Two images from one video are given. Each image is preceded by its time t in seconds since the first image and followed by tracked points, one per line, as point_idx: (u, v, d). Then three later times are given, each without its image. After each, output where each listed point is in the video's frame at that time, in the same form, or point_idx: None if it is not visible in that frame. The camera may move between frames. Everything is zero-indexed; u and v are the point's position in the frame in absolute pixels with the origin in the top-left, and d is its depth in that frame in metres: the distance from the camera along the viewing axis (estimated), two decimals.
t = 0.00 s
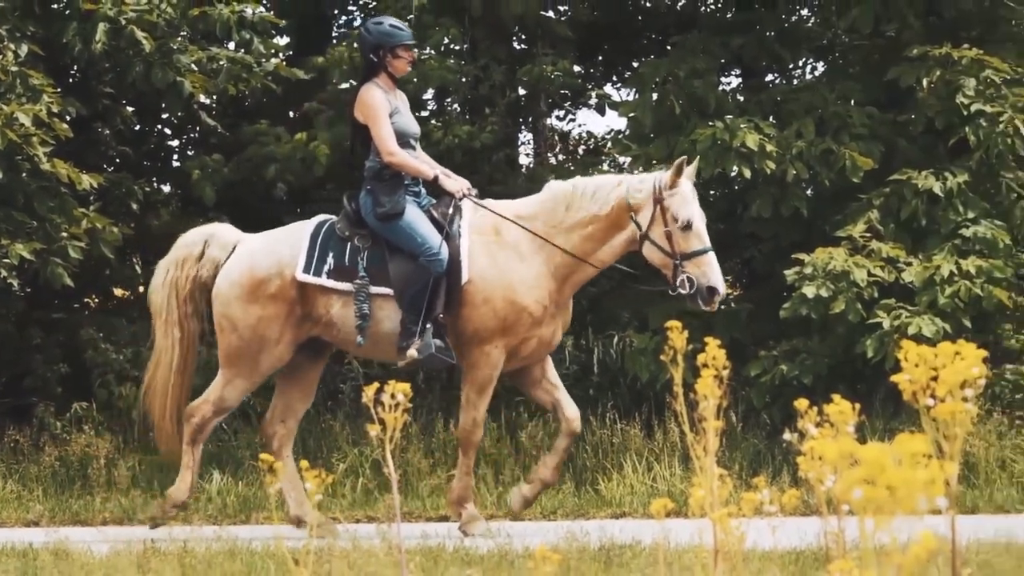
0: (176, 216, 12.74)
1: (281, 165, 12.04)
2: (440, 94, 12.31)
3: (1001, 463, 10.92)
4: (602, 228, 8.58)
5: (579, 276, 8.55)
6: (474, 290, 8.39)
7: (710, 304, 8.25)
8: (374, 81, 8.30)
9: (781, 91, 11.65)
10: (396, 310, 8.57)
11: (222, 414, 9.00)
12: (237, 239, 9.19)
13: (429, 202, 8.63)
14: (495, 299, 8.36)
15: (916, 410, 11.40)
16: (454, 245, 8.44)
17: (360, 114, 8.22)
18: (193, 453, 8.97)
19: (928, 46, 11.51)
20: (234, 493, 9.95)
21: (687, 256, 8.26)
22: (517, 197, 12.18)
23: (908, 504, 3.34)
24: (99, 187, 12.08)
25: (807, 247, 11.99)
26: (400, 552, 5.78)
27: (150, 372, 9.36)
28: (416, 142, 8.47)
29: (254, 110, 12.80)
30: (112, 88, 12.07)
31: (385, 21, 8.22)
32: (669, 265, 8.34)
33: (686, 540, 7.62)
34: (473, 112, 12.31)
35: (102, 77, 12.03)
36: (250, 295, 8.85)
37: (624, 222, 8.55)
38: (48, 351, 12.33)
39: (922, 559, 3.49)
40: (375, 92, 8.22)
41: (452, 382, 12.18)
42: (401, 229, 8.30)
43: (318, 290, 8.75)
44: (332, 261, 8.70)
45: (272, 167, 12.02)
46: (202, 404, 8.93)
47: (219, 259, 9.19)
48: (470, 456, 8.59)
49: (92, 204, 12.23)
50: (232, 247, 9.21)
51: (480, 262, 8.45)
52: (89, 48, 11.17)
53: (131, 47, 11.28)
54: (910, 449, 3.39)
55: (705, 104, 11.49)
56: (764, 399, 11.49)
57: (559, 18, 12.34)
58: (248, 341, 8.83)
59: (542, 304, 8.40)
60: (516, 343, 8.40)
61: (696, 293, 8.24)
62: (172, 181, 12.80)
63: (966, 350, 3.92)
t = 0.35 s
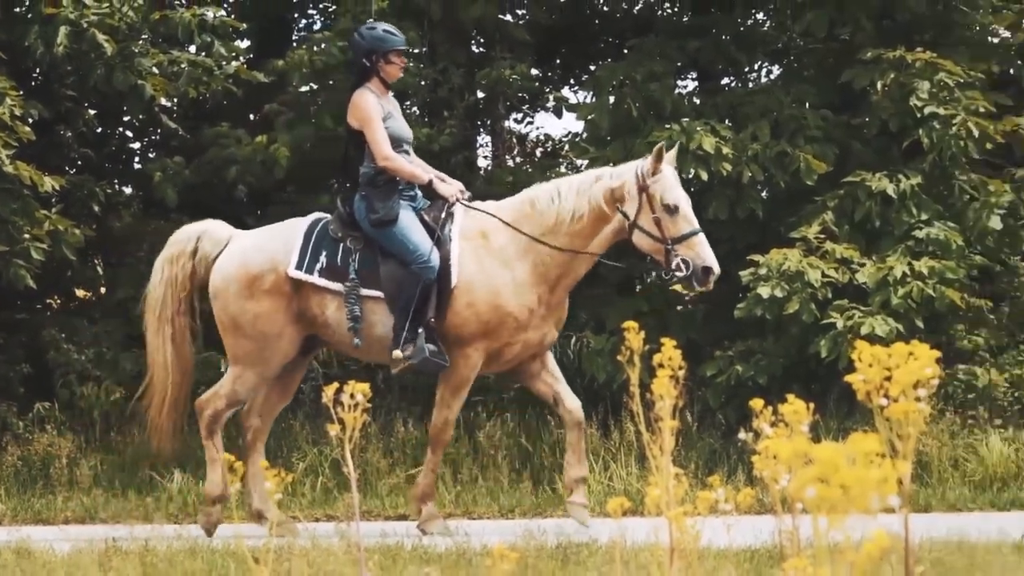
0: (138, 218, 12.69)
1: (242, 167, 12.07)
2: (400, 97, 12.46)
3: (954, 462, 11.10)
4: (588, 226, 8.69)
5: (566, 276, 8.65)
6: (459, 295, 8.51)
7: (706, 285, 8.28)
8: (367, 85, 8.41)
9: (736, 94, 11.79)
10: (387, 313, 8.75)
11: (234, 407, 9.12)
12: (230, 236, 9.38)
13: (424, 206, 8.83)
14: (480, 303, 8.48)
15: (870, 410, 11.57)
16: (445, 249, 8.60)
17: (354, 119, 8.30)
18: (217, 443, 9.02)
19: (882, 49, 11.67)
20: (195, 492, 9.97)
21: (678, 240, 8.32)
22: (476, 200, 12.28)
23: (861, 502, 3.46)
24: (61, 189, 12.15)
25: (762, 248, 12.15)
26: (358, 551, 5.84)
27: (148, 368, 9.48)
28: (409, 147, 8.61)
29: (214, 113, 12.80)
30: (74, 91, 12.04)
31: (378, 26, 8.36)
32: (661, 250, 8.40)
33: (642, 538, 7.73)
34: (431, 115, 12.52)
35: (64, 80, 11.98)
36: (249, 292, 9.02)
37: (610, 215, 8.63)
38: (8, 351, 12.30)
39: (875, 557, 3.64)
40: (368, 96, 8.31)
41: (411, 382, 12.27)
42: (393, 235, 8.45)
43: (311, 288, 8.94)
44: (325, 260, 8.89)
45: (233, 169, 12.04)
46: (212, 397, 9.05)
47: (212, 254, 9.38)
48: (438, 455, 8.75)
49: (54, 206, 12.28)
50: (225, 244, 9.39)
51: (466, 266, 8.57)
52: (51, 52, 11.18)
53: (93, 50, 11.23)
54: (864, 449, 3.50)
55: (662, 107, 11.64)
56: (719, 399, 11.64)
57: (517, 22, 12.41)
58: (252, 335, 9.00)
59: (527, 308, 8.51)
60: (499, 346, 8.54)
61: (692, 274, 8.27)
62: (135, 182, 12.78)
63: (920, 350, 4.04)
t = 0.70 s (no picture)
0: (95, 220, 12.80)
1: (196, 171, 12.21)
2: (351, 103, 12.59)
3: (896, 461, 11.32)
4: (570, 224, 8.84)
5: (550, 272, 8.75)
6: (444, 297, 8.60)
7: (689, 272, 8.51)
8: (353, 87, 8.53)
9: (681, 100, 12.03)
10: (374, 310, 8.87)
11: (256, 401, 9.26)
12: (222, 233, 9.62)
13: (415, 206, 8.94)
14: (465, 304, 8.57)
15: (813, 409, 11.80)
16: (433, 251, 8.71)
17: (343, 121, 8.44)
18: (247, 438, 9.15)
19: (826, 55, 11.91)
20: (152, 490, 10.03)
21: (662, 230, 8.54)
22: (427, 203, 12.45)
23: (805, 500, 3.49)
24: (18, 194, 12.07)
25: (708, 251, 12.41)
26: (312, 548, 5.98)
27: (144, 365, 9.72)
28: (397, 148, 8.75)
29: (170, 117, 12.96)
30: (31, 96, 12.02)
31: (369, 30, 8.46)
32: (644, 241, 8.60)
33: (589, 535, 7.86)
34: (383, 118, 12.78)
35: (21, 84, 11.96)
36: (246, 285, 9.22)
37: (593, 209, 8.80)
38: None
39: (818, 556, 3.71)
40: (354, 98, 8.46)
41: (364, 383, 12.42)
42: (383, 236, 8.58)
43: (302, 283, 9.08)
44: (316, 256, 9.03)
45: (188, 172, 12.19)
46: (235, 396, 9.19)
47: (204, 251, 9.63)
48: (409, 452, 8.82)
49: (11, 210, 12.18)
50: (217, 242, 9.64)
51: (452, 267, 8.66)
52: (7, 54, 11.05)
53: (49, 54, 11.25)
54: (806, 446, 3.54)
55: (609, 112, 11.85)
56: (666, 399, 11.87)
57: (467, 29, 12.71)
58: (254, 328, 9.19)
59: (512, 307, 8.60)
60: (482, 349, 8.64)
61: (676, 263, 8.50)
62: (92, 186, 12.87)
63: (863, 352, 3.94)
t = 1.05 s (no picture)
0: (59, 223, 12.97)
1: (159, 174, 12.27)
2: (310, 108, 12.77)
3: (844, 459, 11.57)
4: (562, 227, 8.93)
5: (540, 275, 8.88)
6: (437, 300, 8.75)
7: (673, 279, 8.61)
8: (344, 87, 8.62)
9: (634, 106, 12.27)
10: (365, 308, 8.97)
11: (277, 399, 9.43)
12: (218, 233, 9.71)
13: (403, 205, 9.02)
14: (457, 309, 8.72)
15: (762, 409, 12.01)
16: (424, 252, 8.83)
17: (332, 120, 8.54)
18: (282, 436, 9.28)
19: (775, 61, 12.13)
20: (114, 489, 10.10)
21: (649, 236, 8.62)
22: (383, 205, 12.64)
23: (752, 499, 3.63)
24: None
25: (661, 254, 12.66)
26: (271, 544, 6.11)
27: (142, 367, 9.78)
28: (386, 147, 8.82)
29: (133, 122, 13.10)
30: None
31: (363, 31, 8.58)
32: (631, 246, 8.69)
33: (544, 532, 8.03)
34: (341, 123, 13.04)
35: None
36: (240, 282, 9.32)
37: (582, 214, 8.88)
38: None
39: (767, 549, 3.82)
40: (345, 98, 8.55)
41: (322, 383, 12.57)
42: (372, 235, 8.65)
43: (297, 281, 9.17)
44: (310, 254, 9.11)
45: (150, 176, 12.25)
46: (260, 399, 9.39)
47: (199, 251, 9.71)
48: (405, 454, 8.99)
49: None
50: (213, 241, 9.73)
51: (445, 271, 8.80)
52: None
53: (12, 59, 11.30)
54: (756, 446, 3.62)
55: (563, 117, 12.08)
56: (619, 399, 12.06)
57: (424, 36, 12.91)
58: (256, 325, 9.30)
59: (504, 310, 8.76)
60: (475, 352, 8.81)
61: (661, 270, 8.59)
62: (55, 189, 13.04)
63: (811, 350, 3.98)
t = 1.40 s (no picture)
0: (21, 225, 13.49)
1: (119, 177, 12.64)
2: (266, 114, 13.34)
3: (788, 456, 11.83)
4: (556, 235, 9.07)
5: (531, 281, 9.07)
6: (432, 301, 8.92)
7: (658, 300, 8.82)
8: (337, 90, 8.75)
9: (584, 113, 12.56)
10: (359, 308, 9.13)
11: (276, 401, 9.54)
12: (212, 240, 9.90)
13: (393, 207, 9.19)
14: (452, 310, 8.90)
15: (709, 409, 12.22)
16: (414, 252, 9.02)
17: (324, 122, 8.64)
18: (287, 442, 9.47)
19: (721, 68, 12.40)
20: (75, 486, 10.18)
21: (639, 256, 8.79)
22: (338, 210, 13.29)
23: (698, 495, 3.66)
24: None
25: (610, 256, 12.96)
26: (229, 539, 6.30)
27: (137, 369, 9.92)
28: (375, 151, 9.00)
29: (93, 127, 13.45)
30: None
31: (357, 37, 8.74)
32: (621, 264, 8.86)
33: (497, 529, 8.19)
34: (297, 127, 13.48)
35: None
36: (232, 285, 9.46)
37: (576, 226, 9.03)
38: None
39: (713, 544, 3.86)
40: (338, 101, 8.66)
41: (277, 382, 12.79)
42: (362, 236, 8.87)
43: (289, 283, 9.33)
44: (301, 256, 9.30)
45: (110, 179, 12.61)
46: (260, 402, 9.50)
47: (194, 255, 9.87)
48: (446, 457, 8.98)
49: None
50: (206, 246, 9.89)
51: (436, 273, 8.97)
52: None
53: None
54: (700, 445, 3.58)
55: (514, 123, 12.35)
56: (569, 397, 12.28)
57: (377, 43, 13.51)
58: (253, 327, 9.43)
59: (498, 314, 8.94)
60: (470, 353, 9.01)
61: (647, 291, 8.80)
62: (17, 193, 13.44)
63: (755, 352, 4.05)
